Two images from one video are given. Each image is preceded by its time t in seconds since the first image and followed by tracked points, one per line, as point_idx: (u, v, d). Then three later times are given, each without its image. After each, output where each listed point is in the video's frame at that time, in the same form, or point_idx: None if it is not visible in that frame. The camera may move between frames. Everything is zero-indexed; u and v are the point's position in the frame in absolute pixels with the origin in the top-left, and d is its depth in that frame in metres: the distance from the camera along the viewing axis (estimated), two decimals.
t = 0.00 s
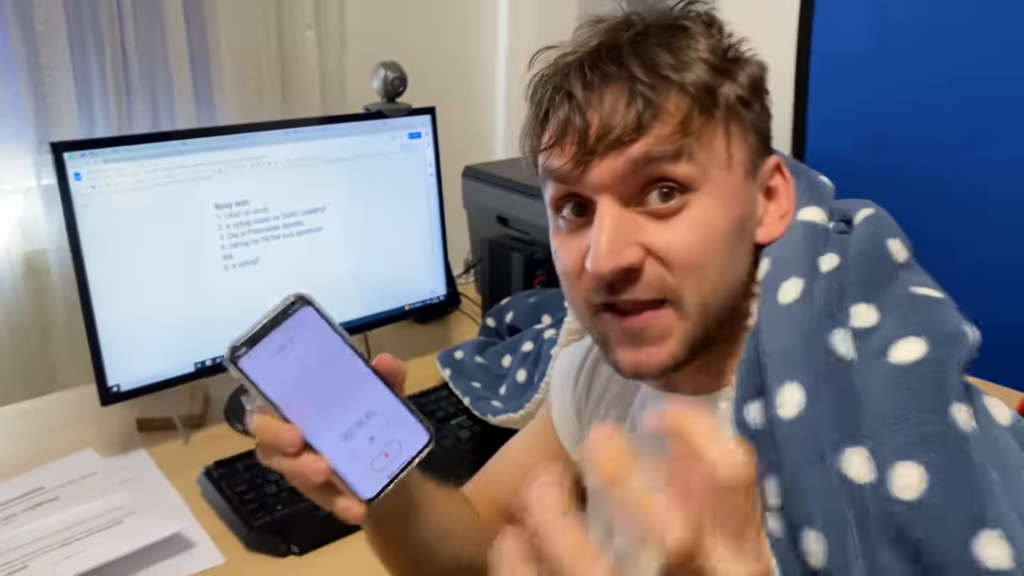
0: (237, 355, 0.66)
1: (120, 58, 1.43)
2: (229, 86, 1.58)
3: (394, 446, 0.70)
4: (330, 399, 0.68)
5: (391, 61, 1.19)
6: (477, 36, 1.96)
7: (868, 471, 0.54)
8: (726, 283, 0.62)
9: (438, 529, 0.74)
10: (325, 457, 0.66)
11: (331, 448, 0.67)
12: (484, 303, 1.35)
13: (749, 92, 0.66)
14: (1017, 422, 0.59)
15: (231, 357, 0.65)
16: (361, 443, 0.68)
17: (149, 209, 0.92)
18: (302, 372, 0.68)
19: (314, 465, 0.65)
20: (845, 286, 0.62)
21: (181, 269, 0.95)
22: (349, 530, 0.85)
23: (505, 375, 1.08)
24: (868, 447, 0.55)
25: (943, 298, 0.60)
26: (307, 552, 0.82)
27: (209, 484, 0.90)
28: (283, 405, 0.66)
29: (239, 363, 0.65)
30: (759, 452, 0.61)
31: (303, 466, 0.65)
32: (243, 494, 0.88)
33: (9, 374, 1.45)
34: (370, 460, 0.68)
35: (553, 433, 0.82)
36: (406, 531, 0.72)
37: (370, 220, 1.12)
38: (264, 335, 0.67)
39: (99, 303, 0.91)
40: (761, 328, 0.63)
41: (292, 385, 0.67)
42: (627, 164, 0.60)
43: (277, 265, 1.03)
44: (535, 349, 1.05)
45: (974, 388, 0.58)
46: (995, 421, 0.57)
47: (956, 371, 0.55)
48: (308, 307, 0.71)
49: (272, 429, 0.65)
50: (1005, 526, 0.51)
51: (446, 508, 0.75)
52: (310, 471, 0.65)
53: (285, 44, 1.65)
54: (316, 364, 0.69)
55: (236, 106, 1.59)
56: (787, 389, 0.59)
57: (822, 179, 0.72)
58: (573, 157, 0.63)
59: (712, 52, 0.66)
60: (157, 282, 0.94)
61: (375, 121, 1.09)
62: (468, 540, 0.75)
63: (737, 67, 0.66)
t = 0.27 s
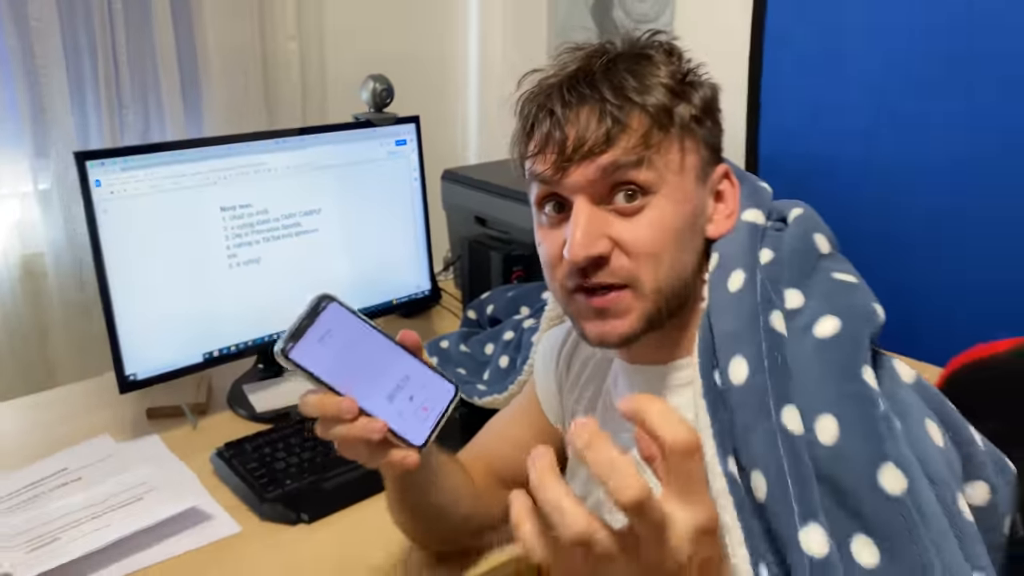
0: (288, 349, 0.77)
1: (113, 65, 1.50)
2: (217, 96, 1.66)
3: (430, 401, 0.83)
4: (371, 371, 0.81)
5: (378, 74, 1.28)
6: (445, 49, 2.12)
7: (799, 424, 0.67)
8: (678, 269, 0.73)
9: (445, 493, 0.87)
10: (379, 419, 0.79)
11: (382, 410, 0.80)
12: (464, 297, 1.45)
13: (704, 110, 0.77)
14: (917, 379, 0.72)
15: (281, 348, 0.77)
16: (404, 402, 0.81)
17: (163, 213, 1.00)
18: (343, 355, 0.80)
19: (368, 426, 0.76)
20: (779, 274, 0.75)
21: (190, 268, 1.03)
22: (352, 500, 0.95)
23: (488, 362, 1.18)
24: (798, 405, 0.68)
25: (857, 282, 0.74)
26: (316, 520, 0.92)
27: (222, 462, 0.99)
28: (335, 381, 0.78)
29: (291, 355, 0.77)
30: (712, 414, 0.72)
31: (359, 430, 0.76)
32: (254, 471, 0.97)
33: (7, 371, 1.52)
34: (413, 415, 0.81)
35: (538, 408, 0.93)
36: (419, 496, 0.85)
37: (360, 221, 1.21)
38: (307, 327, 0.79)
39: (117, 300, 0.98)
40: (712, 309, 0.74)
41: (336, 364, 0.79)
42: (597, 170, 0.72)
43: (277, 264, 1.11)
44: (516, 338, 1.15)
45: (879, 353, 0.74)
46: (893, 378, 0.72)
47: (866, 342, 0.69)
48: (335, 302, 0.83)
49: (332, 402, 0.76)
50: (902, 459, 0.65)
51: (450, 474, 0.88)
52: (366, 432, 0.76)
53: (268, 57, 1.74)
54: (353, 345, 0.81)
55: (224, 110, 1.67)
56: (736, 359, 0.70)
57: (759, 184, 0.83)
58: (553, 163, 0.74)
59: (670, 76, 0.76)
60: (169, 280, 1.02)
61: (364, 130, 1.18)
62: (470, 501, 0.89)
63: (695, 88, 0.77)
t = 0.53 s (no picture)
0: (290, 344, 0.86)
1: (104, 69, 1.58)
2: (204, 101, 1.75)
3: (422, 364, 0.94)
4: (366, 349, 0.91)
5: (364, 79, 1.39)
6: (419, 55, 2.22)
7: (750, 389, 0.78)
8: (641, 249, 0.83)
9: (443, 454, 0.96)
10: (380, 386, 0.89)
11: (380, 380, 0.90)
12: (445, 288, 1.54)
13: (669, 115, 0.87)
14: (847, 343, 0.85)
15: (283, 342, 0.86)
16: (400, 370, 0.92)
17: (169, 208, 1.07)
18: (338, 341, 0.90)
19: (375, 399, 0.84)
20: (731, 259, 0.84)
21: (194, 259, 1.11)
22: (351, 469, 1.04)
23: (471, 345, 1.27)
24: (750, 371, 0.78)
25: (796, 265, 0.84)
26: (319, 487, 1.01)
27: (227, 438, 1.07)
28: (336, 361, 0.88)
29: (293, 348, 0.86)
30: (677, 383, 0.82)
31: (366, 403, 0.84)
32: (260, 445, 1.05)
33: None
34: (410, 379, 0.92)
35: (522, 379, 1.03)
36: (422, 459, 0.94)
37: (349, 216, 1.29)
38: (300, 323, 0.89)
39: (128, 289, 1.06)
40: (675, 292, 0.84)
41: (334, 348, 0.89)
42: (571, 160, 0.83)
43: (274, 256, 1.19)
44: (497, 321, 1.25)
45: (816, 324, 0.85)
46: (828, 343, 0.83)
47: (804, 317, 0.79)
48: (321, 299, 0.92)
49: (338, 380, 0.83)
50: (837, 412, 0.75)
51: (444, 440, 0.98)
52: (372, 403, 0.84)
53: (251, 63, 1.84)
54: (346, 330, 0.91)
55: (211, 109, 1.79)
56: (697, 336, 0.81)
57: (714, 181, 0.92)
58: (534, 153, 0.85)
59: (639, 84, 0.87)
60: (174, 271, 1.09)
61: (352, 131, 1.27)
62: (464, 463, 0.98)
63: (662, 95, 0.88)
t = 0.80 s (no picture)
0: (293, 336, 0.94)
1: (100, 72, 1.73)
2: (194, 102, 1.93)
3: (416, 350, 1.01)
4: (364, 337, 0.98)
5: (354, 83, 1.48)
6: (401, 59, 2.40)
7: (715, 367, 0.83)
8: (614, 238, 0.91)
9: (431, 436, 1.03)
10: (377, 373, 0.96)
11: (376, 366, 0.97)
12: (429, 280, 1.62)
13: (642, 119, 0.96)
14: (799, 324, 0.90)
15: (288, 333, 0.94)
16: (395, 356, 0.99)
17: (171, 204, 1.14)
18: (336, 331, 0.97)
19: (375, 381, 0.91)
20: (695, 252, 0.90)
21: (195, 252, 1.18)
22: (344, 448, 1.11)
23: (455, 332, 1.35)
24: (715, 352, 0.83)
25: (754, 255, 0.89)
26: (316, 464, 1.08)
27: (227, 419, 1.14)
28: (336, 350, 0.96)
29: (295, 339, 0.94)
30: (647, 365, 0.88)
31: (367, 385, 0.91)
32: (259, 425, 1.12)
33: None
34: (404, 365, 0.99)
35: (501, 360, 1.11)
36: (410, 440, 1.01)
37: (340, 212, 1.37)
38: (302, 315, 0.96)
39: (134, 280, 1.12)
40: (646, 281, 0.90)
41: (334, 338, 0.97)
42: (553, 152, 0.90)
43: (269, 249, 1.26)
44: (480, 310, 1.33)
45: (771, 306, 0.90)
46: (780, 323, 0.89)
47: (763, 302, 0.84)
48: (319, 292, 0.99)
49: (341, 367, 0.90)
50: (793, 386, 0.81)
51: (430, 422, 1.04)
52: (372, 386, 0.91)
53: (241, 66, 2.03)
54: (345, 321, 0.98)
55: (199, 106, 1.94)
56: (667, 322, 0.86)
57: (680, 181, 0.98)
58: (519, 147, 0.93)
59: (615, 90, 0.95)
60: (176, 263, 1.16)
61: (343, 131, 1.34)
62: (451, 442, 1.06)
63: (636, 101, 0.96)
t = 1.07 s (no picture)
0: (293, 327, 0.98)
1: (97, 72, 1.81)
2: (190, 100, 1.98)
3: (409, 342, 1.05)
4: (360, 328, 1.03)
5: (348, 83, 1.52)
6: (391, 59, 2.46)
7: (689, 354, 0.87)
8: (596, 233, 0.96)
9: (424, 422, 1.07)
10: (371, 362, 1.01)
11: (371, 356, 1.02)
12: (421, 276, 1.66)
13: (622, 120, 1.01)
14: (771, 313, 0.93)
15: (289, 323, 0.98)
16: (389, 347, 1.03)
17: (172, 200, 1.18)
18: (333, 323, 1.01)
19: (369, 370, 0.94)
20: (672, 245, 0.94)
21: (194, 246, 1.21)
22: (341, 435, 1.15)
23: (446, 325, 1.40)
24: (689, 340, 0.87)
25: (728, 248, 0.93)
26: (313, 451, 1.12)
27: (226, 407, 1.18)
28: (333, 341, 1.00)
29: (295, 330, 0.98)
30: (625, 352, 0.92)
31: (361, 373, 0.94)
32: (257, 413, 1.16)
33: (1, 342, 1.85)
34: (398, 355, 1.04)
35: (491, 349, 1.16)
36: (403, 425, 1.04)
37: (334, 208, 1.41)
38: (302, 308, 1.00)
39: (135, 273, 1.16)
40: (625, 272, 0.94)
41: (331, 329, 1.01)
42: (536, 153, 0.95)
43: (266, 244, 1.30)
44: (471, 303, 1.37)
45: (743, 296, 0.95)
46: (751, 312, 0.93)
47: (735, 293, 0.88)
48: (318, 286, 1.03)
49: (338, 356, 0.93)
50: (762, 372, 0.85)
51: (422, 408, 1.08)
52: (367, 374, 0.95)
53: (234, 64, 2.09)
54: (342, 312, 1.02)
55: (196, 107, 2.00)
56: (644, 312, 0.90)
57: (659, 177, 1.02)
58: (504, 148, 0.97)
59: (597, 92, 1.00)
60: (176, 257, 1.20)
61: (337, 129, 1.39)
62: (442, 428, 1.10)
63: (615, 103, 1.01)
